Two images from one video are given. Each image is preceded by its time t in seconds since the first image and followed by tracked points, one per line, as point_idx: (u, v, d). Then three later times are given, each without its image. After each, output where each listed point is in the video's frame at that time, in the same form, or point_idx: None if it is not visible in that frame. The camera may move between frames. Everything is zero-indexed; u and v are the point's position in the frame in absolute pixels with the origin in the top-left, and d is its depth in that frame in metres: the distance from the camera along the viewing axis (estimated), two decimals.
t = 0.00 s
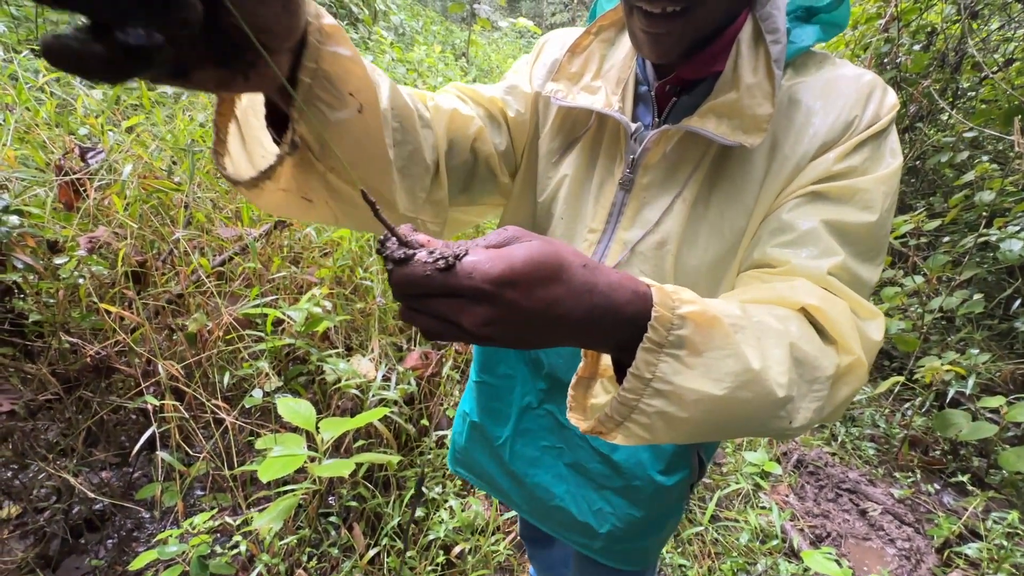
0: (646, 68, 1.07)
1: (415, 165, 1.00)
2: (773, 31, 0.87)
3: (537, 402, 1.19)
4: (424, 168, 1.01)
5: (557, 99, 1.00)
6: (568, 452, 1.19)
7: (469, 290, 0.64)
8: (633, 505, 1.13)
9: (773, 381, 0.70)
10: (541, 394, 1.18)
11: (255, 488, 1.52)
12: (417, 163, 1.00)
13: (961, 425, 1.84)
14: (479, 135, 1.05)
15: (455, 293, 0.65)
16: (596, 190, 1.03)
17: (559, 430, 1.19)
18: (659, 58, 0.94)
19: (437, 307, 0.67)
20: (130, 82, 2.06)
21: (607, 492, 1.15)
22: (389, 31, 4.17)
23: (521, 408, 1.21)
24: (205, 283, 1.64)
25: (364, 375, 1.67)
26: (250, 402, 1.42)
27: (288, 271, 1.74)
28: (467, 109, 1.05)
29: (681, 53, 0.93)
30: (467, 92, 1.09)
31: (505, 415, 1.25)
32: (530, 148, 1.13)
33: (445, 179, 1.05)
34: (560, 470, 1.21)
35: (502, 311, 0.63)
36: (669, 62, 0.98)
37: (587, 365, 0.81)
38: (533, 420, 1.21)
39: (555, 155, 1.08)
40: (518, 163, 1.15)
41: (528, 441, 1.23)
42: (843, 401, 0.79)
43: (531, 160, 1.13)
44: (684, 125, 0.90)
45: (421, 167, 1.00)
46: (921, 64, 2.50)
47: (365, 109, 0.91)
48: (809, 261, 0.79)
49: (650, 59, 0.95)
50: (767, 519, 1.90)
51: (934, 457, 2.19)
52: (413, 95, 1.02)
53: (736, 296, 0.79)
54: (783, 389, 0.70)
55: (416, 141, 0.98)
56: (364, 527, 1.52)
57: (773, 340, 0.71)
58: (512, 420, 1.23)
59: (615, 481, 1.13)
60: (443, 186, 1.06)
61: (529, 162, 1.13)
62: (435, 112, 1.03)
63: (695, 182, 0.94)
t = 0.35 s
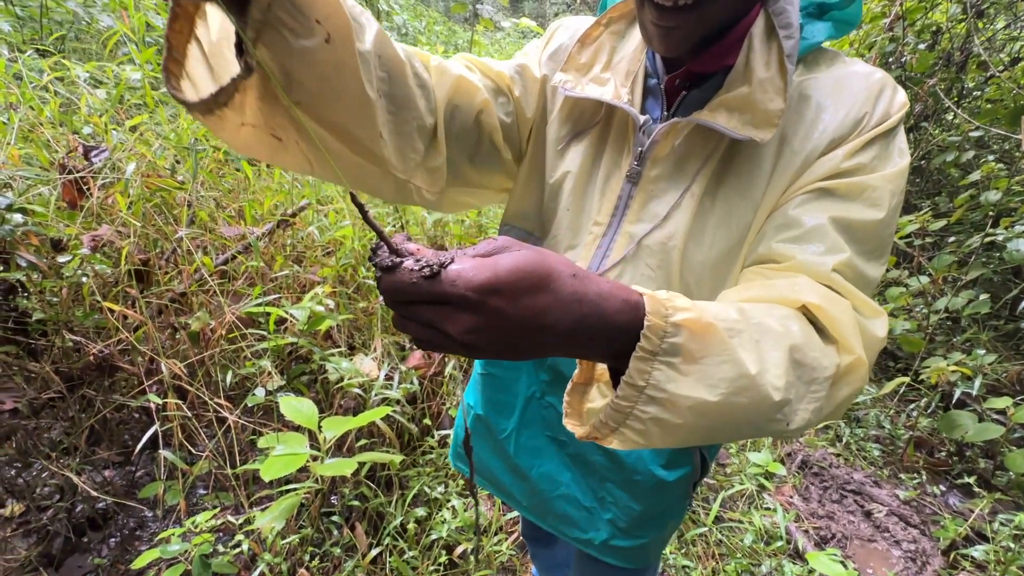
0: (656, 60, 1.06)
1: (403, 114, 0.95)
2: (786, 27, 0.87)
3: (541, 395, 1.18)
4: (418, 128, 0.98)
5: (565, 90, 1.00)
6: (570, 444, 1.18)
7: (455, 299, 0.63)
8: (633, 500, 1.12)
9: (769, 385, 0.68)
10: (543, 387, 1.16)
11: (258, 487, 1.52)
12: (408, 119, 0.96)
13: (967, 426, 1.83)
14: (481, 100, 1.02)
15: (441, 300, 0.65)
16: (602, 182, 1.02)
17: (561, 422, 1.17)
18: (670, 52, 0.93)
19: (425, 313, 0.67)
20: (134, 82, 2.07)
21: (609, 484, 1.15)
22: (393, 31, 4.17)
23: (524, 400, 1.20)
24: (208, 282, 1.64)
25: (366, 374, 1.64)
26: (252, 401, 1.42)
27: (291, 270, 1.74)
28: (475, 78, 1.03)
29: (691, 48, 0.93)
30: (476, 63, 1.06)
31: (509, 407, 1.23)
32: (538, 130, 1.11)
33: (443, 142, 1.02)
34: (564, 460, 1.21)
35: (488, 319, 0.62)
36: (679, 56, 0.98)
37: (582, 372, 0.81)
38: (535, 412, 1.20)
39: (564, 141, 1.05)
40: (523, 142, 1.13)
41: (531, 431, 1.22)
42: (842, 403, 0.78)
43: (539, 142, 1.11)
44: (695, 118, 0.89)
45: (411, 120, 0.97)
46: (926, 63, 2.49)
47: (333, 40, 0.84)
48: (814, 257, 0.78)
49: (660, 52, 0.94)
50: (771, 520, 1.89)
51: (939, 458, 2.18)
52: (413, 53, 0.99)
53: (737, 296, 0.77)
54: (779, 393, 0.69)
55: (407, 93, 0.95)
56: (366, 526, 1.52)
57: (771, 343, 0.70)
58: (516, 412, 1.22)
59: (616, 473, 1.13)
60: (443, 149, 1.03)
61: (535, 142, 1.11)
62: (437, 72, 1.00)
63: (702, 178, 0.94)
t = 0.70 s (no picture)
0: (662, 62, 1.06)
1: (404, 94, 0.93)
2: (793, 29, 0.87)
3: (545, 393, 1.17)
4: (420, 110, 0.95)
5: (572, 89, 0.99)
6: (573, 443, 1.18)
7: (462, 296, 0.63)
8: (635, 498, 1.12)
9: (774, 380, 0.68)
10: (546, 385, 1.16)
11: (260, 489, 1.52)
12: (410, 102, 0.94)
13: (971, 431, 1.82)
14: (488, 86, 1.01)
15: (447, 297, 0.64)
16: (607, 182, 1.02)
17: (564, 421, 1.17)
18: (676, 54, 0.93)
19: (433, 309, 0.67)
20: (139, 84, 2.08)
21: (611, 483, 1.15)
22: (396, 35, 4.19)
23: (528, 399, 1.19)
24: (212, 283, 1.64)
25: (369, 376, 1.66)
26: (254, 402, 1.42)
27: (294, 271, 1.75)
28: (483, 67, 1.02)
29: (697, 50, 0.93)
30: (484, 53, 1.05)
31: (512, 408, 1.23)
32: (546, 127, 1.10)
33: (447, 124, 1.00)
34: (566, 459, 1.21)
35: (493, 317, 0.62)
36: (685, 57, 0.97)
37: (588, 370, 0.81)
38: (538, 411, 1.20)
39: (569, 139, 1.05)
40: (528, 139, 1.13)
41: (535, 429, 1.22)
42: (847, 400, 0.77)
43: (546, 138, 1.11)
44: (702, 119, 0.89)
45: (412, 100, 0.94)
46: (929, 66, 2.49)
47: (327, 5, 0.80)
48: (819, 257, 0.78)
49: (667, 54, 0.94)
50: (774, 524, 1.88)
51: (944, 463, 2.17)
52: (423, 39, 0.97)
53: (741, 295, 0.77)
54: (785, 389, 0.69)
55: (409, 71, 0.92)
56: (368, 528, 1.51)
57: (777, 340, 0.70)
58: (520, 411, 1.21)
59: (620, 472, 1.12)
60: (447, 127, 1.00)
61: (543, 138, 1.11)
62: (445, 57, 0.98)
63: (708, 178, 0.93)
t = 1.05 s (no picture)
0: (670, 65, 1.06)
1: (409, 77, 0.90)
2: (800, 35, 0.87)
3: (549, 394, 1.16)
4: (425, 97, 0.93)
5: (579, 91, 1.00)
6: (576, 445, 1.18)
7: (475, 305, 0.63)
8: (639, 501, 1.12)
9: (784, 385, 0.68)
10: (549, 387, 1.15)
11: (259, 493, 1.51)
12: (415, 90, 0.92)
13: (975, 437, 1.81)
14: (495, 81, 1.01)
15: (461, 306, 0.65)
16: (613, 184, 1.02)
17: (568, 423, 1.16)
18: (683, 58, 0.94)
19: (449, 318, 0.67)
20: (142, 87, 2.08)
21: (614, 485, 1.14)
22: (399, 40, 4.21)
23: (532, 400, 1.19)
24: (213, 286, 1.64)
25: (369, 379, 1.66)
26: (254, 405, 1.41)
27: (296, 275, 1.75)
28: (492, 62, 1.02)
29: (705, 54, 0.94)
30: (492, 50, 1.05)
31: (516, 409, 1.22)
32: (553, 125, 1.10)
33: (453, 113, 0.98)
34: (570, 461, 1.21)
35: (506, 324, 0.62)
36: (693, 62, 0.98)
37: (599, 375, 0.80)
38: (541, 413, 1.19)
39: (576, 139, 1.04)
40: (534, 137, 1.13)
41: (539, 431, 1.22)
42: (857, 405, 0.77)
43: (553, 138, 1.10)
44: (709, 122, 0.89)
45: (417, 86, 0.92)
46: (930, 72, 2.49)
47: None
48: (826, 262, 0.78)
49: (674, 58, 0.95)
50: (776, 531, 1.87)
51: (947, 470, 2.15)
52: (432, 30, 0.95)
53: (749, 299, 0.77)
54: (794, 394, 0.68)
55: (410, 54, 0.89)
56: (367, 533, 1.50)
57: (787, 345, 0.69)
58: (523, 412, 1.21)
59: (623, 474, 1.12)
60: (453, 113, 0.98)
61: (550, 136, 1.10)
62: (452, 45, 0.97)
63: (716, 182, 0.93)
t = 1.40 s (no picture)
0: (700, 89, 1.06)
1: (447, 93, 0.91)
2: (836, 62, 0.88)
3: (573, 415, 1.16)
4: (461, 113, 0.94)
5: (609, 114, 1.00)
6: (600, 468, 1.16)
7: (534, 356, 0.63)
8: (664, 525, 1.11)
9: (838, 427, 0.67)
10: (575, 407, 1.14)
11: (276, 508, 1.52)
12: (453, 108, 0.93)
13: (1002, 458, 1.76)
14: (528, 99, 1.02)
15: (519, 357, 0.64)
16: (643, 207, 1.02)
17: (592, 446, 1.15)
18: (716, 83, 0.95)
19: (503, 368, 0.66)
20: (165, 104, 2.13)
21: (639, 510, 1.13)
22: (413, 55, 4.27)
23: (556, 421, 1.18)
24: (232, 300, 1.66)
25: (385, 395, 1.66)
26: (273, 421, 1.43)
27: (313, 290, 1.77)
28: (525, 82, 1.03)
29: (738, 80, 0.94)
30: (524, 70, 1.07)
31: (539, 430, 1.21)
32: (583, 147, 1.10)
33: (487, 129, 0.99)
34: (593, 484, 1.19)
35: (568, 374, 0.61)
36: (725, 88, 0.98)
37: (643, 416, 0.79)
38: (566, 435, 1.18)
39: (605, 161, 1.05)
40: (563, 159, 1.15)
41: (562, 452, 1.20)
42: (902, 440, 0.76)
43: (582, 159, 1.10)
44: (744, 147, 0.89)
45: (454, 101, 0.93)
46: (946, 86, 2.47)
47: None
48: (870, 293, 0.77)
49: (706, 83, 0.96)
50: (797, 554, 1.83)
51: (972, 491, 2.08)
52: (465, 49, 0.98)
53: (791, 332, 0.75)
54: (848, 435, 0.68)
55: (448, 70, 0.90)
56: (382, 550, 1.50)
57: (837, 384, 0.69)
58: (546, 433, 1.20)
59: (649, 498, 1.11)
60: (486, 126, 0.99)
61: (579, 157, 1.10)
62: (486, 63, 0.99)
63: (749, 207, 0.93)
